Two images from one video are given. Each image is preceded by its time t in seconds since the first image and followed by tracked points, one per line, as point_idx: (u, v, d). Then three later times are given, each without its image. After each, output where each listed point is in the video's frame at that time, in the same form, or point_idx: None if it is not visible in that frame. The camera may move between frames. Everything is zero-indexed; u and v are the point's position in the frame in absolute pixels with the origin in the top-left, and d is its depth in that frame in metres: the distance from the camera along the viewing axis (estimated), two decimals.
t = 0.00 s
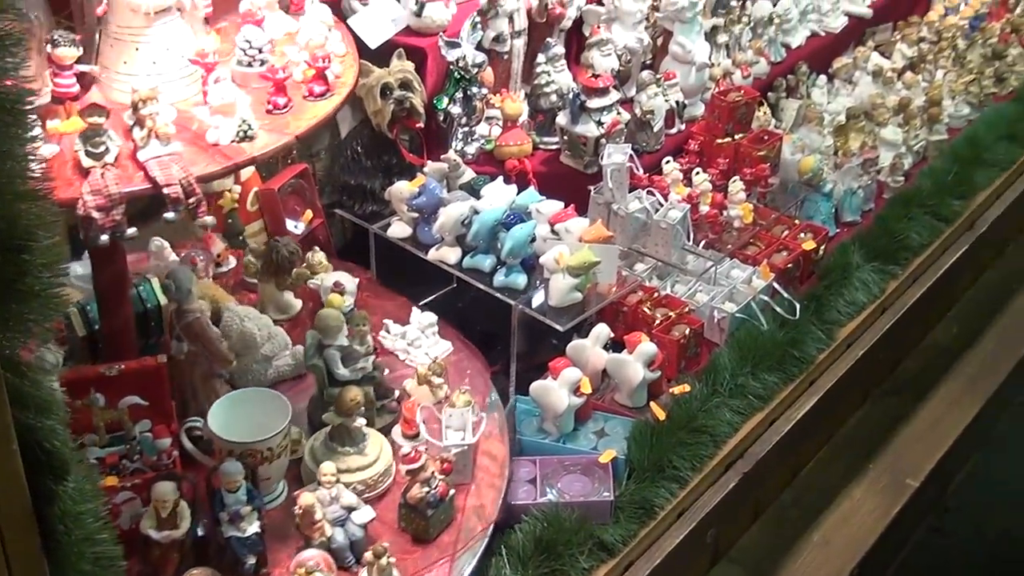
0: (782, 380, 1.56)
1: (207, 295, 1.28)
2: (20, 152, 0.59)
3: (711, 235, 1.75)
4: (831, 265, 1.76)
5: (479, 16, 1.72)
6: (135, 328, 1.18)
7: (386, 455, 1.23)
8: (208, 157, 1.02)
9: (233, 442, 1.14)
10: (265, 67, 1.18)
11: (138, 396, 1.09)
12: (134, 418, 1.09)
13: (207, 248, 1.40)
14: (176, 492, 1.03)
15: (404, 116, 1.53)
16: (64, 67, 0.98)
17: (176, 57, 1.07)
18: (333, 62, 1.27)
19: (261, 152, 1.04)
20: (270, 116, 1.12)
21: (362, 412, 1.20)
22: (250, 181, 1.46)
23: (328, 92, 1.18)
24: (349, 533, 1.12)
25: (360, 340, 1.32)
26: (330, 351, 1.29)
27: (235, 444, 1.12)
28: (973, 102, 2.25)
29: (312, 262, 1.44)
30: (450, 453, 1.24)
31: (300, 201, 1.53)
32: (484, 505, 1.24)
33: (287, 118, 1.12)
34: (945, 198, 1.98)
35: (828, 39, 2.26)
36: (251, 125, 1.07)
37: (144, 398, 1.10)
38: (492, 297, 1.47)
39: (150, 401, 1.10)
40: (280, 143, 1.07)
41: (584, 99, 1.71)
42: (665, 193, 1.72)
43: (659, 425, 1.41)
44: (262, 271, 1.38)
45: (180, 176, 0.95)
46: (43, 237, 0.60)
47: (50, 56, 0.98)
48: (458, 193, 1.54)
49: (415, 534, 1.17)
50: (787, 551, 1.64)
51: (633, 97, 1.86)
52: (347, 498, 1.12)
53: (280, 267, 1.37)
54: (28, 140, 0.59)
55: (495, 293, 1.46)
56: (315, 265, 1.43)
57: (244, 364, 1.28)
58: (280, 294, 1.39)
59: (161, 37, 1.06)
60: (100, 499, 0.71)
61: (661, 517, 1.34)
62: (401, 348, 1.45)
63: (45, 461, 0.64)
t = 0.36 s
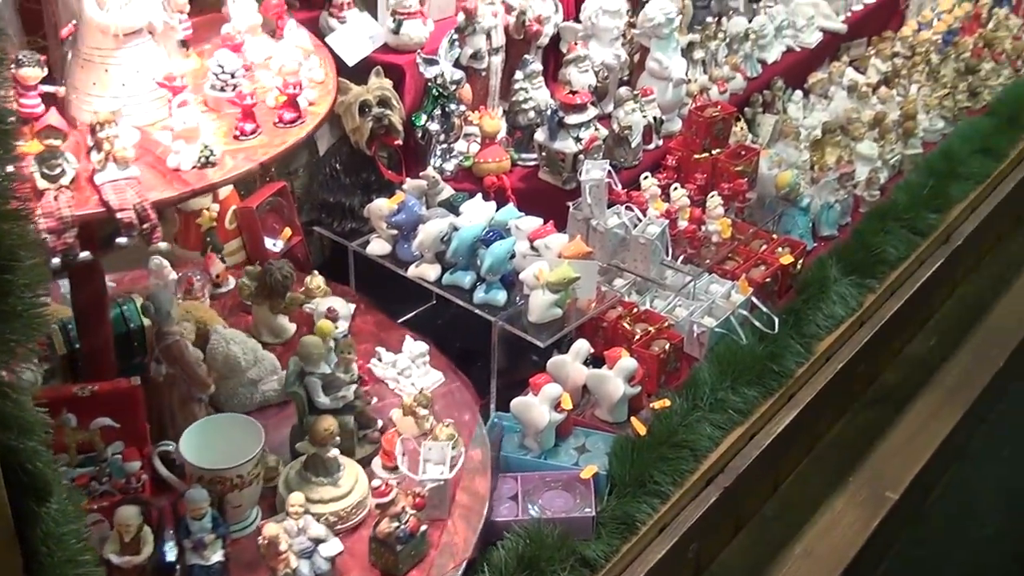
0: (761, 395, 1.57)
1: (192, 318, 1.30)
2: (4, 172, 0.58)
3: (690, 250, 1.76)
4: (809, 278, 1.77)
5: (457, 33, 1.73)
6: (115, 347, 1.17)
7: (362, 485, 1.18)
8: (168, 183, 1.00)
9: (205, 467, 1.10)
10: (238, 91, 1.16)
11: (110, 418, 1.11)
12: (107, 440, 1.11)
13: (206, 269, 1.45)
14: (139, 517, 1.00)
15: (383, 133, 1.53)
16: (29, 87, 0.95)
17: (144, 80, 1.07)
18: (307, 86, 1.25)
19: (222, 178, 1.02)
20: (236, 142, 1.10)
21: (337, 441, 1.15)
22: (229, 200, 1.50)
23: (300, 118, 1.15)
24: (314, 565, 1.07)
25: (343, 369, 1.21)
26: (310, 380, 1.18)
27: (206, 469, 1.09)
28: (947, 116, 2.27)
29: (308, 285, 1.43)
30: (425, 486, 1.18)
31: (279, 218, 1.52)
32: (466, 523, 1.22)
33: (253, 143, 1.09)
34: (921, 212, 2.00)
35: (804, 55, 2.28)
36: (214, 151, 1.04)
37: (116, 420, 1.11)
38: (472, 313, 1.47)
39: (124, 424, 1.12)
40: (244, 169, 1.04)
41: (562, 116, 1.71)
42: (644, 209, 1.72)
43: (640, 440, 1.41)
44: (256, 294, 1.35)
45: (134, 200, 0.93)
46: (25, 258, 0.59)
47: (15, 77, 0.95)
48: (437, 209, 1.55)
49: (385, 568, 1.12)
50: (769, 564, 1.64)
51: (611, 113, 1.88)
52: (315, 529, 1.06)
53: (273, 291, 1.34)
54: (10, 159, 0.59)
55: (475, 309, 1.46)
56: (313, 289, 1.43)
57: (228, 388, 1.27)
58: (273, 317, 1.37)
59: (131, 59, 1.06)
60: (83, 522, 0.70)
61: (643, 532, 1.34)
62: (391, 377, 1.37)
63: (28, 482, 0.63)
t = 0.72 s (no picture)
0: (740, 409, 1.57)
1: (176, 340, 1.28)
2: None
3: (666, 265, 1.77)
4: (785, 292, 1.78)
5: (432, 50, 1.72)
6: (91, 368, 1.17)
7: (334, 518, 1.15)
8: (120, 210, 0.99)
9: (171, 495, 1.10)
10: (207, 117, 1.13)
11: (79, 442, 1.09)
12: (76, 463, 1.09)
13: (201, 290, 1.45)
14: (100, 543, 0.99)
15: (358, 151, 1.52)
16: None
17: (109, 105, 1.05)
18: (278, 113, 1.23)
19: (175, 207, 1.01)
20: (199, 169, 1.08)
21: (310, 472, 1.13)
22: (204, 219, 1.50)
23: (266, 146, 1.13)
24: None
25: (324, 399, 1.19)
26: (287, 409, 1.16)
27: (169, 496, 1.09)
28: (919, 129, 2.30)
29: (305, 311, 1.41)
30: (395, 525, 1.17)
31: (254, 237, 1.52)
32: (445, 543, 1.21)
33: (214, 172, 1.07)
34: (894, 225, 2.02)
35: (776, 70, 2.30)
36: (171, 177, 1.03)
37: (85, 443, 1.10)
38: (449, 330, 1.47)
39: (93, 447, 1.10)
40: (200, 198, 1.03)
41: (537, 132, 1.72)
42: (620, 225, 1.73)
43: (619, 456, 1.41)
44: (247, 318, 1.34)
45: (83, 227, 0.93)
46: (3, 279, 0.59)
47: None
48: (414, 227, 1.53)
49: None
50: None
51: (586, 129, 1.90)
52: (278, 563, 1.06)
53: (263, 318, 1.33)
54: None
55: (452, 326, 1.46)
56: (308, 314, 1.41)
57: (211, 413, 1.25)
58: (264, 342, 1.36)
59: (96, 82, 1.04)
60: (63, 544, 0.69)
61: (623, 548, 1.34)
62: (378, 408, 1.37)
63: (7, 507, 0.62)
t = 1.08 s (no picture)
0: (716, 424, 1.57)
1: (158, 365, 1.28)
2: None
3: (641, 282, 1.78)
4: (759, 307, 1.79)
5: (404, 69, 1.72)
6: (65, 389, 1.14)
7: (300, 554, 1.10)
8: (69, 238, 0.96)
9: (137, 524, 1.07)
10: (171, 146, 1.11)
11: (45, 467, 1.09)
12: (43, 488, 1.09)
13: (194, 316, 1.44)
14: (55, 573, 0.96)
15: (332, 171, 1.52)
16: None
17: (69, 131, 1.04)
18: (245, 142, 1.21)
19: (128, 236, 0.98)
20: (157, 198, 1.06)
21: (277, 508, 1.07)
22: (178, 240, 1.50)
23: (228, 176, 1.11)
24: None
25: (303, 430, 1.19)
26: (262, 441, 1.15)
27: (133, 526, 1.06)
28: (890, 144, 2.33)
29: (296, 339, 1.41)
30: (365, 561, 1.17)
31: (228, 258, 1.52)
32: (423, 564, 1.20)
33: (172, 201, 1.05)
34: (868, 239, 2.03)
35: (748, 86, 2.31)
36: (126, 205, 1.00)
37: (52, 469, 1.09)
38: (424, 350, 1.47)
39: (61, 474, 1.10)
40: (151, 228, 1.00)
41: (510, 150, 1.72)
42: (595, 242, 1.74)
43: (597, 473, 1.41)
44: (234, 345, 1.31)
45: (30, 253, 0.90)
46: None
47: None
48: (388, 246, 1.53)
49: None
50: None
51: (560, 146, 1.90)
52: None
53: (250, 346, 1.30)
54: None
55: (427, 345, 1.46)
56: (301, 342, 1.41)
57: (191, 440, 1.24)
58: (253, 369, 1.33)
59: (58, 107, 1.03)
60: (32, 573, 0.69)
61: (601, 566, 1.33)
62: (362, 441, 1.33)
63: None
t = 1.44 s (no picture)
0: (693, 442, 1.58)
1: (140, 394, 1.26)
2: None
3: (616, 299, 1.79)
4: (733, 324, 1.80)
5: (378, 90, 1.74)
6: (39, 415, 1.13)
7: None
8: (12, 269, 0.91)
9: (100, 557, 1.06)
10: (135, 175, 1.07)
11: (12, 495, 1.07)
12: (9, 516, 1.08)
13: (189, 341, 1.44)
14: None
15: (306, 193, 1.52)
16: None
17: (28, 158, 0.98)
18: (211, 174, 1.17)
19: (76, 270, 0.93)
20: (114, 229, 1.00)
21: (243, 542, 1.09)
22: (151, 264, 1.49)
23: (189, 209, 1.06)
24: None
25: (278, 464, 1.23)
26: (234, 474, 1.17)
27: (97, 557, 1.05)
28: (861, 160, 2.35)
29: (290, 370, 1.36)
30: None
31: (202, 280, 1.51)
32: None
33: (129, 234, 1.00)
34: (840, 255, 2.05)
35: (719, 105, 2.33)
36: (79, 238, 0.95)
37: (19, 496, 1.08)
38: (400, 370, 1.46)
39: (28, 501, 1.09)
40: (103, 260, 0.95)
41: (485, 170, 1.72)
42: (569, 260, 1.75)
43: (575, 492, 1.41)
44: (222, 374, 1.24)
45: None
46: None
47: None
48: (363, 267, 1.53)
49: None
50: None
51: (534, 166, 1.90)
52: None
53: (238, 376, 1.23)
54: None
55: (403, 365, 1.46)
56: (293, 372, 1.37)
57: (172, 470, 1.20)
58: (241, 401, 1.26)
59: (20, 134, 0.97)
60: None
61: None
62: (344, 477, 1.29)
63: None
